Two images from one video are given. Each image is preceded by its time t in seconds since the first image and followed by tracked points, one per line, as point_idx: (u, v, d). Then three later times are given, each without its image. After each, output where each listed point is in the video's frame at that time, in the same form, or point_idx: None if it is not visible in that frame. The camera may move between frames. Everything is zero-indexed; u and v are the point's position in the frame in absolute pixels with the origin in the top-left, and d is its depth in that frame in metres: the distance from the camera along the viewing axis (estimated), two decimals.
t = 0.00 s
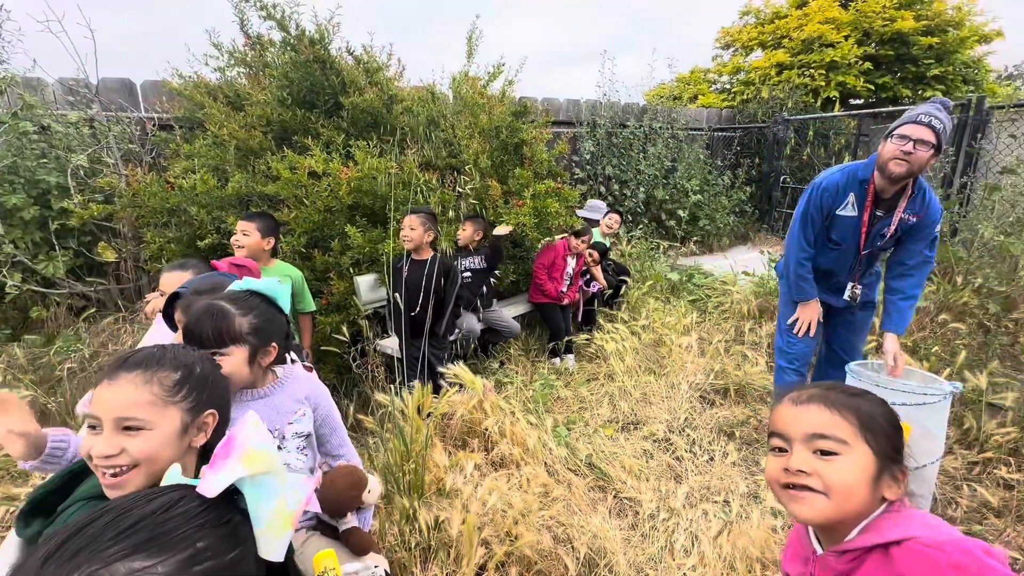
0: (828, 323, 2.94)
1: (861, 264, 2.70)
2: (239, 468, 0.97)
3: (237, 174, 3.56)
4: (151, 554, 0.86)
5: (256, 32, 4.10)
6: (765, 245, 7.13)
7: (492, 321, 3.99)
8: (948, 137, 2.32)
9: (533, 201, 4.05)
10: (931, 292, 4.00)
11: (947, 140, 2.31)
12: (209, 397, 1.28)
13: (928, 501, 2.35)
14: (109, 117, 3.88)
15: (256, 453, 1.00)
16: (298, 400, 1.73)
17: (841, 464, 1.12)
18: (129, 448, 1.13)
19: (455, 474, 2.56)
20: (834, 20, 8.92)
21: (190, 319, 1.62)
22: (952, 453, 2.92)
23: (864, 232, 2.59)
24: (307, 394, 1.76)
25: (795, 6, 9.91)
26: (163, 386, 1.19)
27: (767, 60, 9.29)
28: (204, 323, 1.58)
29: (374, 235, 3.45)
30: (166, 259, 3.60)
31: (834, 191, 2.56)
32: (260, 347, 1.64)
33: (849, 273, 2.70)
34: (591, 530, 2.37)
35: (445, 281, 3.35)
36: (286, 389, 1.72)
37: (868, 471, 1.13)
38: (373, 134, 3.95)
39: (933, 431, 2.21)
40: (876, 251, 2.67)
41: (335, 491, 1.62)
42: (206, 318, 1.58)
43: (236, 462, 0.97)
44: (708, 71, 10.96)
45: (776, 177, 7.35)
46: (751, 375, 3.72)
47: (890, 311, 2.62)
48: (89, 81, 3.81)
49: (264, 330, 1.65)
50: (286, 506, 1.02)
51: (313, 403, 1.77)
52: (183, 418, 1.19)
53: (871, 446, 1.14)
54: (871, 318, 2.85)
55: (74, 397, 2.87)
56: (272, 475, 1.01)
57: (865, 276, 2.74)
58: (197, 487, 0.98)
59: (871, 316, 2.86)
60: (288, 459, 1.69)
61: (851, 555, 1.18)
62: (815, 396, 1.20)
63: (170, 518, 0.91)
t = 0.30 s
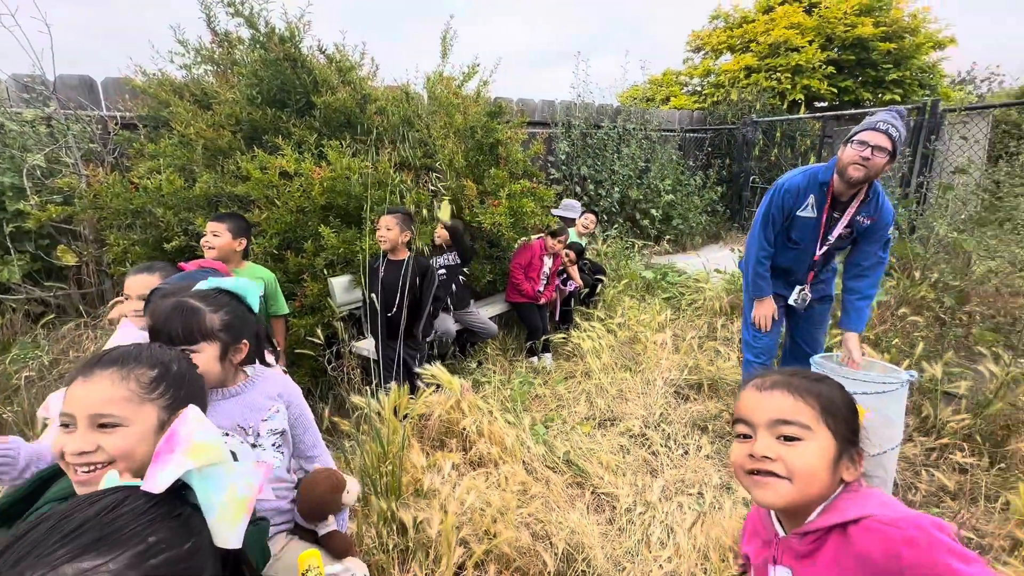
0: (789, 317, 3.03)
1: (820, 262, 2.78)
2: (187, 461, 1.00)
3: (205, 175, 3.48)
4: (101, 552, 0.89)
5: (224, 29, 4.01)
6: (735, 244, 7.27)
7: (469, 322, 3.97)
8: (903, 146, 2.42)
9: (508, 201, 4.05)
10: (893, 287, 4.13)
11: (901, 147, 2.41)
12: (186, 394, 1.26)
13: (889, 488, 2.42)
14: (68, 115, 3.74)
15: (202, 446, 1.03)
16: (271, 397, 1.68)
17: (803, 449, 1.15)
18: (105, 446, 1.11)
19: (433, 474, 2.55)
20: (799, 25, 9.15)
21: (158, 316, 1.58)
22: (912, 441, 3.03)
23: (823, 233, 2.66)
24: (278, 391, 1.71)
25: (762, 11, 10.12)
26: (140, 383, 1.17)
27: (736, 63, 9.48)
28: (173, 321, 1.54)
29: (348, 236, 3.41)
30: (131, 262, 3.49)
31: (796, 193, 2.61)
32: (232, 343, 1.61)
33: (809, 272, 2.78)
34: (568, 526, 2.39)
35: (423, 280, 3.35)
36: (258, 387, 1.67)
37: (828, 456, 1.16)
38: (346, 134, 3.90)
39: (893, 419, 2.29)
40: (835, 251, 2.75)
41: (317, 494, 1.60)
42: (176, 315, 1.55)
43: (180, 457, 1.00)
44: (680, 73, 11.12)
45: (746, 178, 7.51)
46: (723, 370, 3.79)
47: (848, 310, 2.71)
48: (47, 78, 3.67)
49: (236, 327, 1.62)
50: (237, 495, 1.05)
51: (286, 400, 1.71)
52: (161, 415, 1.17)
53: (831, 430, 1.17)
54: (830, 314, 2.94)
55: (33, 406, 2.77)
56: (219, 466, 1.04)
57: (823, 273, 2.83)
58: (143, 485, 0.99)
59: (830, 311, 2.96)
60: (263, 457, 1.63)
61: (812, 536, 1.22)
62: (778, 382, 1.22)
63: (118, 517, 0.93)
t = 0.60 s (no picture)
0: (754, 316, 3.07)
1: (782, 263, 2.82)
2: (152, 470, 0.95)
3: (163, 175, 3.35)
4: (57, 564, 0.84)
5: (183, 24, 3.87)
6: (702, 243, 7.39)
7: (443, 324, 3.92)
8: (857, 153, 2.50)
9: (480, 202, 4.03)
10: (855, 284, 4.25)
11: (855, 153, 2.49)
12: (149, 399, 1.19)
13: (848, 478, 2.46)
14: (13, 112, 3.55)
15: (169, 453, 0.97)
16: (238, 406, 1.60)
17: (760, 439, 1.15)
18: (61, 456, 1.04)
19: (407, 478, 2.50)
20: (759, 32, 9.40)
21: (110, 325, 1.51)
22: (869, 430, 3.12)
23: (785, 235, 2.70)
24: (244, 398, 1.63)
25: (724, 18, 10.34)
26: (98, 389, 1.10)
27: (700, 68, 9.66)
28: (126, 328, 1.47)
29: (316, 238, 3.33)
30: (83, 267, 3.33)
31: (758, 197, 2.65)
32: (192, 349, 1.52)
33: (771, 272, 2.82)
34: (544, 525, 2.38)
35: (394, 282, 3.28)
36: (222, 395, 1.59)
37: (784, 445, 1.17)
38: (313, 134, 3.80)
39: (852, 410, 2.35)
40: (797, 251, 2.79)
41: (290, 507, 1.55)
42: (128, 322, 1.47)
43: (147, 465, 0.94)
44: (647, 76, 11.26)
45: (711, 179, 7.65)
46: (691, 366, 3.83)
47: (812, 309, 2.75)
48: None
49: (195, 332, 1.54)
50: (206, 504, 1.01)
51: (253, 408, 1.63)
52: (122, 422, 1.11)
53: (785, 419, 1.18)
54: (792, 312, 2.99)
55: None
56: (188, 474, 1.00)
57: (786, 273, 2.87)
58: (105, 495, 0.93)
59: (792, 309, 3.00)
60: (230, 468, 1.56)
61: (772, 524, 1.20)
62: (733, 373, 1.22)
63: (74, 527, 0.88)
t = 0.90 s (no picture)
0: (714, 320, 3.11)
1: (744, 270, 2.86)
2: (126, 510, 0.92)
3: (114, 183, 3.18)
4: None
5: (133, 25, 3.69)
6: (667, 247, 7.49)
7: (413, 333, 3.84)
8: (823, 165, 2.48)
9: (448, 210, 4.00)
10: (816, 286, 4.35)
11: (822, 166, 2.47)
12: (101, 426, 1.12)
13: (807, 472, 2.52)
14: None
15: (141, 492, 0.95)
16: (202, 424, 1.48)
17: (728, 458, 1.13)
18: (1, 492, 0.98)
19: (378, 491, 2.41)
20: (716, 42, 9.65)
21: (62, 345, 1.38)
22: (822, 425, 3.16)
23: (748, 244, 2.74)
24: (210, 416, 1.51)
25: (683, 28, 10.57)
26: (43, 420, 1.03)
27: (661, 76, 9.84)
28: (81, 347, 1.35)
29: (280, 247, 3.21)
30: (25, 280, 3.12)
31: (723, 208, 2.67)
32: (153, 370, 1.41)
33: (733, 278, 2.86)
34: (518, 533, 2.33)
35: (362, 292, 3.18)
36: (186, 414, 1.47)
37: (750, 461, 1.15)
38: (275, 140, 3.68)
39: (807, 407, 2.39)
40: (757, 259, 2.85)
41: (259, 528, 1.42)
42: (83, 342, 1.36)
43: (117, 505, 0.92)
44: (610, 83, 11.40)
45: (673, 184, 7.77)
46: (659, 368, 3.85)
47: (766, 310, 2.83)
48: None
49: (156, 352, 1.43)
50: (179, 541, 1.00)
51: (220, 426, 1.51)
52: (70, 454, 1.04)
53: (751, 435, 1.16)
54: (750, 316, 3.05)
55: None
56: (161, 512, 0.98)
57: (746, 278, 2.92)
58: (71, 537, 0.89)
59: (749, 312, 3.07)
60: (194, 491, 1.42)
61: (740, 533, 1.17)
62: (699, 390, 1.19)
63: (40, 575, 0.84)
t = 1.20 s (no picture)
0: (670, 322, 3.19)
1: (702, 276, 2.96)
2: (75, 548, 0.93)
3: (57, 190, 3.03)
4: None
5: (77, 24, 3.54)
6: (630, 250, 7.60)
7: (379, 340, 3.78)
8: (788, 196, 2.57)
9: (412, 215, 4.00)
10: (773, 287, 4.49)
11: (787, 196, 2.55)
12: (26, 454, 1.06)
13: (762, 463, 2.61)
14: None
15: (93, 529, 0.96)
16: (155, 446, 1.41)
17: (682, 465, 1.14)
18: None
19: (342, 503, 2.36)
20: (674, 51, 9.88)
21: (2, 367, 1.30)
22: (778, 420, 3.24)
23: (709, 252, 2.82)
24: (165, 437, 1.44)
25: (643, 37, 10.78)
26: None
27: (622, 83, 10.00)
28: (23, 369, 1.27)
29: (237, 256, 3.12)
30: None
31: (691, 218, 2.71)
32: (100, 392, 1.34)
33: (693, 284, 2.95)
34: (486, 538, 2.32)
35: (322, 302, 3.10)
36: (138, 435, 1.40)
37: (704, 467, 1.17)
38: (231, 145, 3.58)
39: (760, 401, 2.47)
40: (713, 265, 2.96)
41: (215, 550, 1.34)
42: (25, 363, 1.28)
43: (66, 543, 0.93)
44: (573, 89, 11.54)
45: (635, 188, 7.92)
46: (624, 369, 3.90)
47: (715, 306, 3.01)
48: None
49: (105, 373, 1.35)
50: None
51: (174, 447, 1.45)
52: None
53: (704, 443, 1.18)
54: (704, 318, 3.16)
55: None
56: (114, 550, 0.99)
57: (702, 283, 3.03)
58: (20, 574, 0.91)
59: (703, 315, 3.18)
60: (144, 516, 1.37)
61: (694, 535, 1.19)
62: (655, 398, 1.20)
63: None
